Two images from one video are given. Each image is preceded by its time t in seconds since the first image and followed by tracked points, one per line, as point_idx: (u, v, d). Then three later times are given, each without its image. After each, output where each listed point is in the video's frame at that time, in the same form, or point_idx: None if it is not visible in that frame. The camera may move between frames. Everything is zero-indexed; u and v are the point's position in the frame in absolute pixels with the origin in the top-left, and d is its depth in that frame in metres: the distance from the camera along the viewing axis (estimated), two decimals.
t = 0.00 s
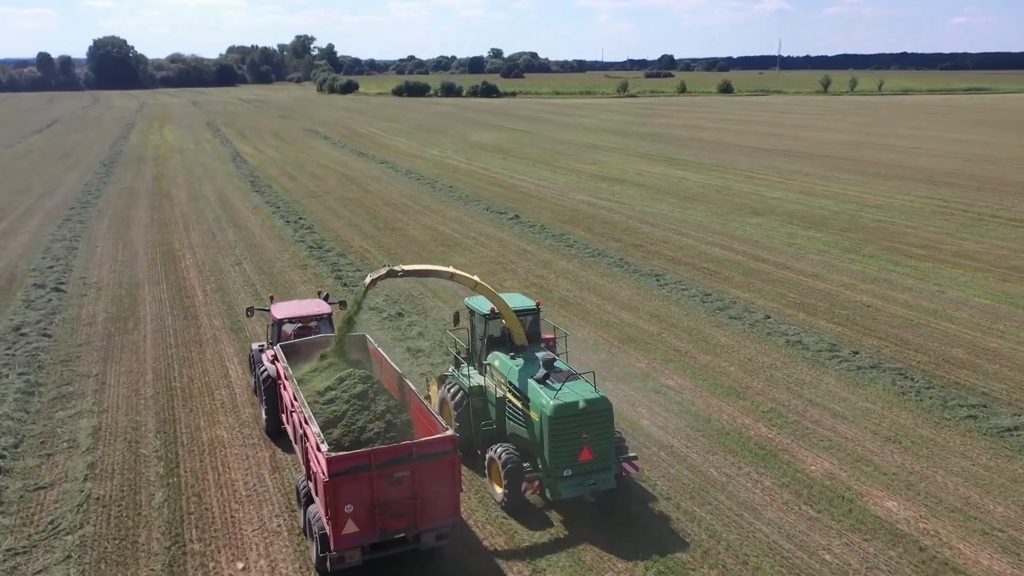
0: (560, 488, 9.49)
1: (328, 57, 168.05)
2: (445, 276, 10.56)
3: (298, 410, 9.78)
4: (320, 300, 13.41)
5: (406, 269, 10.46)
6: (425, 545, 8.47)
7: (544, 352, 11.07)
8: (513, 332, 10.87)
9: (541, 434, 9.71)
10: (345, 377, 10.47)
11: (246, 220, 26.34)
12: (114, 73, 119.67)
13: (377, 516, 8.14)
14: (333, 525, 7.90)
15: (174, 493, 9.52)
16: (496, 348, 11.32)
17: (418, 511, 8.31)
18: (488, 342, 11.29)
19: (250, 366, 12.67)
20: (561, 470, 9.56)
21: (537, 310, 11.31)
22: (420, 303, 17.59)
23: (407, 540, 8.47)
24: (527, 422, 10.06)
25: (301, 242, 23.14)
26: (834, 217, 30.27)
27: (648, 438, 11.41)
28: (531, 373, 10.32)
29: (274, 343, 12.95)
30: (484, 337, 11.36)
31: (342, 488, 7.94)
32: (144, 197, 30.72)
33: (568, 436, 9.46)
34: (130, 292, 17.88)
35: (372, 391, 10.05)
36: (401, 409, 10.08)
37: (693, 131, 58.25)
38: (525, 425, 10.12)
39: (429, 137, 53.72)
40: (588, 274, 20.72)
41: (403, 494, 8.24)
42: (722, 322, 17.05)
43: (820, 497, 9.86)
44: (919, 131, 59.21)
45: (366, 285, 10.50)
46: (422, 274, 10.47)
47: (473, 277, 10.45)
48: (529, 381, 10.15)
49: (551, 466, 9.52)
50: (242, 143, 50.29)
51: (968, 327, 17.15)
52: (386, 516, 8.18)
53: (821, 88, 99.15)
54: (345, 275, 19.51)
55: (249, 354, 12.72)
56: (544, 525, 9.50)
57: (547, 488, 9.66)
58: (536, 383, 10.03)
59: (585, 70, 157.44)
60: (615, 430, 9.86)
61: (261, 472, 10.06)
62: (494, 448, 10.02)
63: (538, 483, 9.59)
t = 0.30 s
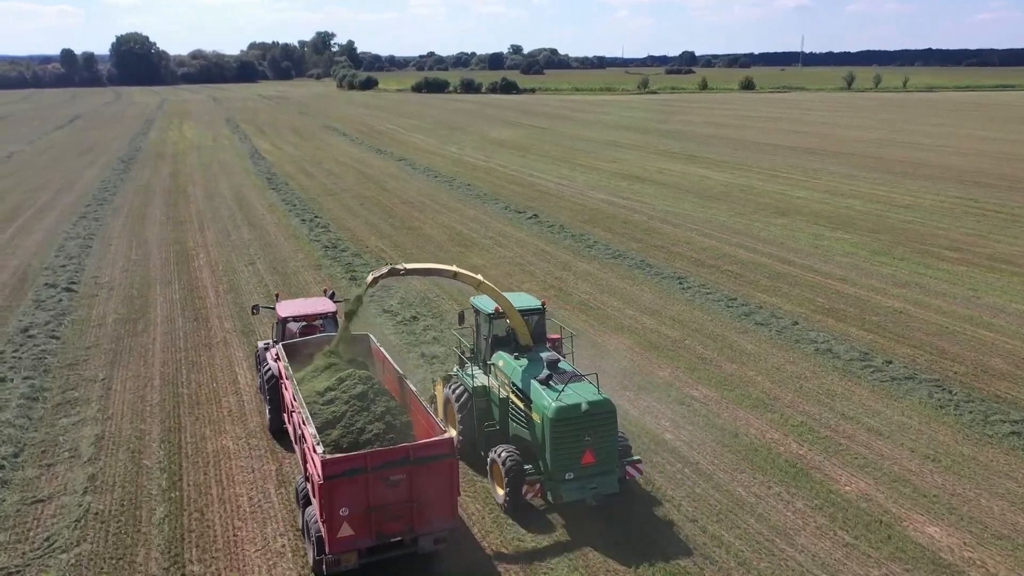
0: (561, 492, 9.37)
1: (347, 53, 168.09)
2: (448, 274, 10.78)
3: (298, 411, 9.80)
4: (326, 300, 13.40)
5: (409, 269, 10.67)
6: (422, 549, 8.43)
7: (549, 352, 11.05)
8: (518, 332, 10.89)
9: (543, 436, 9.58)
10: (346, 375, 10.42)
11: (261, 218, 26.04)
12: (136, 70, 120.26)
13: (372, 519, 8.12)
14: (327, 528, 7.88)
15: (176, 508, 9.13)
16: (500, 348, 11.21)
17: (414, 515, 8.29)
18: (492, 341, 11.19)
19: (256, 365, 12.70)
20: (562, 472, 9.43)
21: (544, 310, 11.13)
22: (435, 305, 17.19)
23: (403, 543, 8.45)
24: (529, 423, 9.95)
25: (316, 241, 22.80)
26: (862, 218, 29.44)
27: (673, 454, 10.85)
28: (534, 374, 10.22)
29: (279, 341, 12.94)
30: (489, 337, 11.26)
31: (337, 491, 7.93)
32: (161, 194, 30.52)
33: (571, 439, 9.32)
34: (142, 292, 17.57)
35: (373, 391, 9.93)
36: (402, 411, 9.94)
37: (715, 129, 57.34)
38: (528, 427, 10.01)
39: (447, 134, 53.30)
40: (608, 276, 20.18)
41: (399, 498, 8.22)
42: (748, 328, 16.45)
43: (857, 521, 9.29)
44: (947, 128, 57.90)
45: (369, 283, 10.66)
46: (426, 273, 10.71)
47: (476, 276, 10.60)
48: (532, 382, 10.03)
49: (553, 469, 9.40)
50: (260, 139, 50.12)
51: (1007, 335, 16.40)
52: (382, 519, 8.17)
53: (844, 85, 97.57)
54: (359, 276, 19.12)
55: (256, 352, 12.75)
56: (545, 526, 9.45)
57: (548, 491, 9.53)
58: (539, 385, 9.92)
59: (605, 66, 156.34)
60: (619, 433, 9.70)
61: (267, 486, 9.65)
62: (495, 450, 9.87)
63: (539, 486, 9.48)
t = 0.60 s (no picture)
0: (571, 495, 9.17)
1: (376, 49, 168.43)
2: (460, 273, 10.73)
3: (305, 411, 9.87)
4: (340, 297, 13.31)
5: (418, 268, 10.67)
6: (429, 553, 8.37)
7: (562, 352, 10.95)
8: (530, 332, 10.78)
9: (553, 439, 9.37)
10: (353, 374, 10.48)
11: (286, 216, 25.81)
12: (168, 66, 121.36)
13: (376, 522, 8.09)
14: (331, 531, 7.85)
15: (185, 523, 8.75)
16: (514, 348, 11.13)
17: (418, 519, 8.25)
18: (505, 341, 11.12)
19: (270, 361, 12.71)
20: (572, 476, 9.22)
21: (557, 311, 11.04)
22: (458, 308, 16.80)
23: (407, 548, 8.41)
24: (540, 426, 9.75)
25: (339, 240, 22.51)
26: (902, 220, 28.46)
27: (706, 473, 10.27)
28: (546, 376, 10.00)
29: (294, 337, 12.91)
30: (502, 337, 11.20)
31: (341, 493, 7.90)
32: (187, 190, 30.45)
33: (580, 442, 9.10)
34: (163, 291, 17.34)
35: (380, 393, 10.01)
36: (410, 411, 10.00)
37: (747, 126, 56.26)
38: (538, 429, 9.82)
39: (474, 131, 52.90)
40: (637, 279, 19.61)
41: (404, 501, 8.19)
42: (783, 336, 15.79)
43: (907, 552, 8.67)
44: (987, 127, 56.21)
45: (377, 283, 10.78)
46: (438, 273, 10.73)
47: (488, 275, 10.51)
48: (543, 383, 9.82)
49: (563, 472, 9.20)
50: (288, 136, 50.13)
51: None
52: (386, 522, 8.13)
53: (879, 81, 95.48)
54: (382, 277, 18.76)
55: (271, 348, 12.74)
56: (556, 531, 9.26)
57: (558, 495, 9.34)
58: (549, 386, 9.70)
59: (634, 62, 154.90)
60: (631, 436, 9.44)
61: (280, 501, 9.24)
62: (506, 452, 9.69)
63: (548, 489, 9.29)
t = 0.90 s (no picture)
0: (586, 500, 9.03)
1: (412, 45, 168.64)
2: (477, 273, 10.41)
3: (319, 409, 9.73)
4: (360, 295, 13.45)
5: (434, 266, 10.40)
6: (440, 557, 8.28)
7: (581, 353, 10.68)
8: (549, 334, 10.50)
9: (569, 442, 9.24)
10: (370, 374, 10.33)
11: (316, 214, 25.59)
12: (207, 62, 122.70)
13: (386, 525, 8.02)
14: (340, 533, 7.79)
15: (197, 540, 8.38)
16: (532, 349, 10.89)
17: (429, 522, 8.15)
18: (523, 342, 10.88)
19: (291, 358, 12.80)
20: (588, 480, 9.09)
21: (577, 311, 10.79)
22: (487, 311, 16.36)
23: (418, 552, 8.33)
24: (556, 428, 9.61)
25: (368, 239, 22.19)
26: (951, 223, 27.30)
27: (748, 496, 9.64)
28: (563, 377, 9.85)
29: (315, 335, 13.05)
30: (520, 337, 10.94)
31: (350, 495, 7.84)
32: (219, 187, 30.44)
33: (596, 446, 8.97)
34: (189, 290, 17.14)
35: (395, 392, 9.84)
36: (425, 412, 9.81)
37: (787, 124, 54.94)
38: (555, 431, 9.68)
39: (508, 127, 52.42)
40: (673, 283, 18.96)
41: (414, 504, 8.10)
42: (827, 346, 15.04)
43: None
44: None
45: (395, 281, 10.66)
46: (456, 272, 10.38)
47: (505, 275, 10.19)
48: (559, 385, 9.68)
49: (579, 476, 9.07)
50: (322, 132, 50.15)
51: None
52: (396, 525, 8.05)
53: (924, 78, 92.99)
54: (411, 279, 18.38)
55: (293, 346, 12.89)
56: (571, 535, 9.09)
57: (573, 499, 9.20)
58: (566, 388, 9.55)
59: (670, 59, 153.04)
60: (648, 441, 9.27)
61: (298, 518, 8.83)
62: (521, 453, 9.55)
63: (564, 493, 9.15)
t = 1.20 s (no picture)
0: (601, 505, 8.76)
1: (446, 42, 168.62)
2: (496, 273, 10.34)
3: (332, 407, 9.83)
4: (378, 293, 13.48)
5: (450, 267, 10.47)
6: (450, 560, 8.27)
7: (600, 355, 10.47)
8: (568, 335, 10.40)
9: (585, 445, 9.00)
10: (382, 374, 10.37)
11: (345, 212, 25.33)
12: (244, 57, 123.93)
13: (394, 528, 7.99)
14: (348, 536, 7.77)
15: (206, 561, 7.99)
16: (550, 350, 10.72)
17: (439, 526, 8.13)
18: (541, 343, 10.72)
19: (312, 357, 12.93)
20: (603, 485, 8.83)
21: (596, 313, 10.70)
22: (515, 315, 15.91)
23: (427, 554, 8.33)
24: (572, 431, 9.37)
25: (396, 238, 21.85)
26: (1003, 227, 26.09)
27: (790, 524, 9.01)
28: (580, 379, 9.64)
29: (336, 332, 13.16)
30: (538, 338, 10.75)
31: (358, 498, 7.80)
32: (250, 184, 30.41)
33: (613, 450, 8.74)
34: (215, 290, 16.92)
35: (408, 394, 9.88)
36: (438, 412, 9.85)
37: (827, 122, 53.54)
38: (570, 435, 9.45)
39: (540, 125, 51.85)
40: (709, 288, 18.29)
41: (423, 507, 8.07)
42: (872, 358, 14.27)
43: None
44: None
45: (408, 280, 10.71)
46: (474, 271, 10.37)
47: (523, 274, 10.12)
48: (576, 387, 9.46)
49: (594, 480, 8.81)
50: (354, 128, 50.11)
51: None
52: (404, 529, 8.03)
53: (969, 74, 90.35)
54: (438, 283, 18.00)
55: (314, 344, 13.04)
56: (585, 539, 8.93)
57: (589, 504, 8.93)
58: (583, 390, 9.34)
59: (707, 55, 150.97)
60: (666, 445, 9.04)
61: (313, 539, 8.41)
62: (537, 457, 9.30)
63: (579, 498, 8.89)
